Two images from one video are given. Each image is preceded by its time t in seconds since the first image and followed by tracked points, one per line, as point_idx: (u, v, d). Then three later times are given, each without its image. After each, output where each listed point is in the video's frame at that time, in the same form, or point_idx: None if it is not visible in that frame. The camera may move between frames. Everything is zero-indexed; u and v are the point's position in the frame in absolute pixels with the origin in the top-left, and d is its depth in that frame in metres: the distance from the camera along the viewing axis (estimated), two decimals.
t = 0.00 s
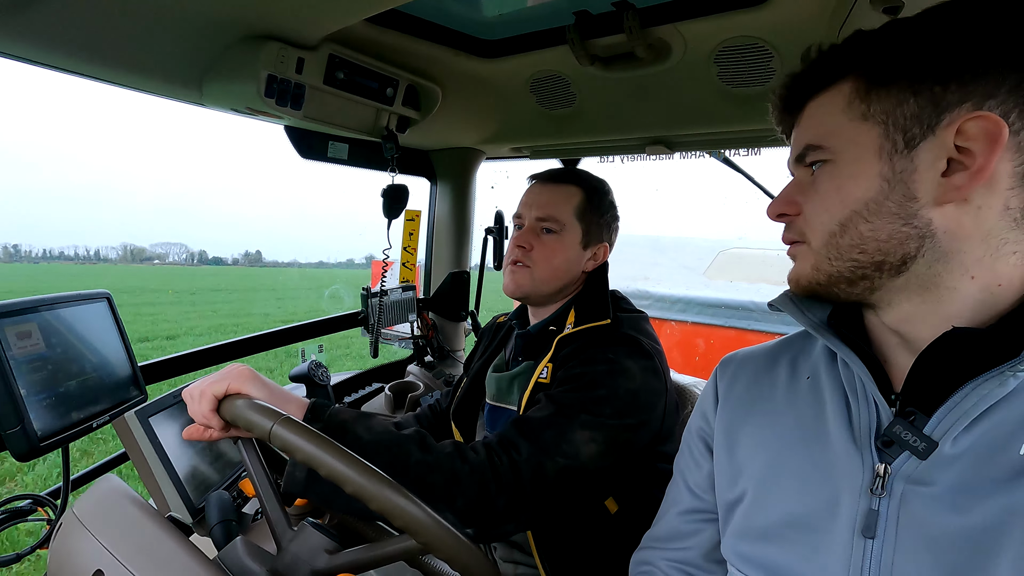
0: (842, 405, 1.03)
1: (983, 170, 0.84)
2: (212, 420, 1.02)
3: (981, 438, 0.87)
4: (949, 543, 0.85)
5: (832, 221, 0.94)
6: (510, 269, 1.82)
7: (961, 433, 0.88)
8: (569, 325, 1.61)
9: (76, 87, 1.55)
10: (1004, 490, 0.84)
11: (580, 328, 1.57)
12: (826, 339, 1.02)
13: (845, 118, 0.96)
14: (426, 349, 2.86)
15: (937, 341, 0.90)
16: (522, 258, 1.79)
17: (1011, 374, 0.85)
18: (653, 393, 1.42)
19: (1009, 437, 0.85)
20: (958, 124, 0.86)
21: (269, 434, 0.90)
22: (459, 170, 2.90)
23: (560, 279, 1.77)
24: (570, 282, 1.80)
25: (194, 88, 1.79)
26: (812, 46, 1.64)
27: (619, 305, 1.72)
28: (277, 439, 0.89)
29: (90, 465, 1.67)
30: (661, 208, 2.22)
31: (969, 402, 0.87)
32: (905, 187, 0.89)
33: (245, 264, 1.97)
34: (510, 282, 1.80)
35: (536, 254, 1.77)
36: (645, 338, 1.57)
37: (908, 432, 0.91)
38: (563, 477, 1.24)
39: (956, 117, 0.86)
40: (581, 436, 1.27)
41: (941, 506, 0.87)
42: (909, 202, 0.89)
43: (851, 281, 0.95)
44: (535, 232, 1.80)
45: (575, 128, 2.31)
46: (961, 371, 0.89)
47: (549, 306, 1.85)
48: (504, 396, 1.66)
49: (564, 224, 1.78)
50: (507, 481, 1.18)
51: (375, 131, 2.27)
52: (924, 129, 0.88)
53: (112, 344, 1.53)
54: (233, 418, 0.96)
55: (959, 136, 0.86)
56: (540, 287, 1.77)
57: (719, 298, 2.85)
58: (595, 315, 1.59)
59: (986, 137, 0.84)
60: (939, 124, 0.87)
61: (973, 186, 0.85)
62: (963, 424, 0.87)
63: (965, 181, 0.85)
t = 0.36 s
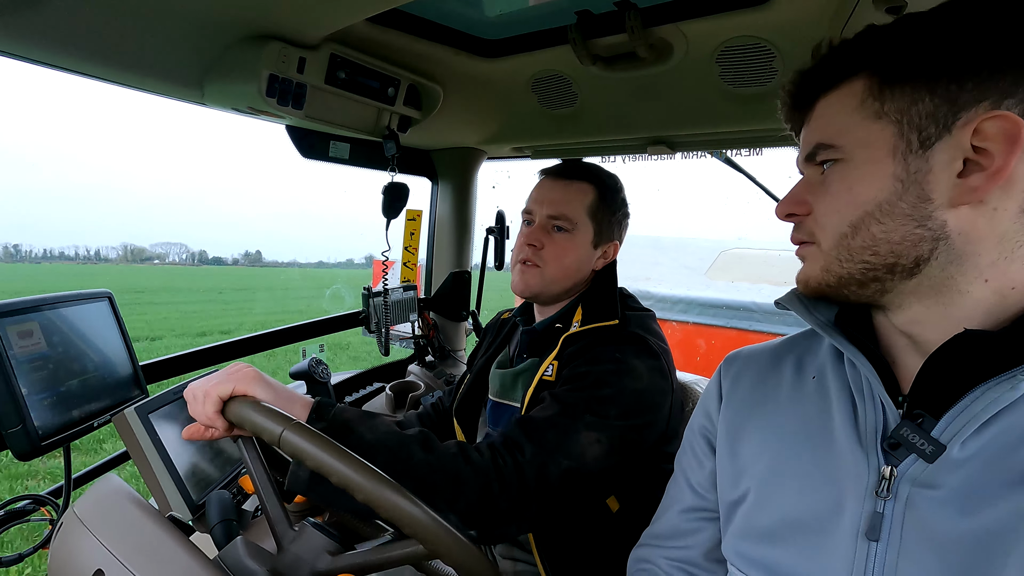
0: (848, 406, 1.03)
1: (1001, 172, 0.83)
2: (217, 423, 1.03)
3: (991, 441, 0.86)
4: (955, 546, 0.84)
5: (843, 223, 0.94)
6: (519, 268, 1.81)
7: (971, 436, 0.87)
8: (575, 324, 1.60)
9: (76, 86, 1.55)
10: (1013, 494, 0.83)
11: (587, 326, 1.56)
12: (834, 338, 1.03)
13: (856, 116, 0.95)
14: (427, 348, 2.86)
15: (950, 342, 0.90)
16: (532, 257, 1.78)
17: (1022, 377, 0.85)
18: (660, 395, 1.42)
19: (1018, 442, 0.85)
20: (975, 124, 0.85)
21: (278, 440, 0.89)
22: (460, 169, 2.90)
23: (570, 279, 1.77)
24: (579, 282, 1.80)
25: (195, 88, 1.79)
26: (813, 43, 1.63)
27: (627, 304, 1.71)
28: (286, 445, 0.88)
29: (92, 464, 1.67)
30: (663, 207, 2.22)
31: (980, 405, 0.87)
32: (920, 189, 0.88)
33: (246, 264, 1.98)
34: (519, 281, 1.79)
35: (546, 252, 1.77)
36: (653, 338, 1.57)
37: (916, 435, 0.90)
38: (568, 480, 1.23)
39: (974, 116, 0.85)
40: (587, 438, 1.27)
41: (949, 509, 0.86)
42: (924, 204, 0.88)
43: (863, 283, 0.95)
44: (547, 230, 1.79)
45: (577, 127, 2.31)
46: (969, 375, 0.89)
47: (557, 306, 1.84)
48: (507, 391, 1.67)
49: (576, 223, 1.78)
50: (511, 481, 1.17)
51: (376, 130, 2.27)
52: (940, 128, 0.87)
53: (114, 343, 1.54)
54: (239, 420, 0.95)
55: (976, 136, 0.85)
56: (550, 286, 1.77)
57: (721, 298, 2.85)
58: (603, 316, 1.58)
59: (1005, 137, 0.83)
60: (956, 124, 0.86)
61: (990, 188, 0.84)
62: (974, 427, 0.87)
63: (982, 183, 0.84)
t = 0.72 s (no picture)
0: (847, 410, 1.03)
1: (1001, 177, 0.83)
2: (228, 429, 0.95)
3: (990, 447, 0.87)
4: (953, 551, 0.84)
5: (843, 228, 0.94)
6: (517, 277, 1.80)
7: (969, 441, 0.87)
8: (577, 333, 1.60)
9: (76, 87, 1.55)
10: (1011, 499, 0.83)
11: (588, 335, 1.56)
12: (833, 342, 1.03)
13: (855, 121, 0.95)
14: (426, 350, 2.85)
15: (950, 346, 0.90)
16: (530, 266, 1.78)
17: (1021, 383, 0.85)
18: (661, 403, 1.42)
19: (1017, 447, 0.85)
20: (976, 128, 0.85)
21: (303, 460, 0.84)
22: (460, 171, 2.90)
23: (569, 287, 1.77)
24: (578, 290, 1.80)
25: (195, 89, 1.79)
26: (812, 45, 1.63)
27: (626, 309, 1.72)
28: (313, 466, 0.83)
29: (91, 465, 1.67)
30: (662, 210, 2.22)
31: (979, 410, 0.87)
32: (919, 195, 0.89)
33: (248, 263, 2.00)
34: (518, 290, 1.79)
35: (545, 261, 1.77)
36: (653, 345, 1.57)
37: (914, 440, 0.90)
38: (574, 490, 1.23)
39: (974, 121, 0.85)
40: (591, 447, 1.27)
41: (947, 514, 0.86)
42: (923, 210, 0.88)
43: (862, 288, 0.95)
44: (544, 238, 1.79)
45: (576, 129, 2.31)
46: (970, 381, 0.89)
47: (556, 314, 1.84)
48: (507, 399, 1.67)
49: (574, 231, 1.78)
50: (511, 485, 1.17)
51: (376, 132, 2.27)
52: (939, 134, 0.88)
53: (113, 344, 1.54)
54: (255, 433, 0.89)
55: (976, 142, 0.85)
56: (549, 295, 1.77)
57: (720, 300, 2.86)
58: (604, 324, 1.57)
59: (1005, 143, 0.83)
60: (956, 129, 0.86)
61: (989, 194, 0.84)
62: (972, 432, 0.87)
63: (982, 189, 0.84)
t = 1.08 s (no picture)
0: (851, 409, 1.03)
1: (1009, 172, 0.83)
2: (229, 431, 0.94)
3: (996, 446, 0.86)
4: (957, 550, 0.84)
5: (849, 223, 0.94)
6: (522, 274, 1.80)
7: (975, 440, 0.87)
8: (579, 331, 1.60)
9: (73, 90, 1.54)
10: (1016, 498, 0.83)
11: (590, 333, 1.55)
12: (835, 340, 1.03)
13: (860, 117, 0.95)
14: (426, 351, 2.85)
15: (957, 342, 0.90)
16: (535, 263, 1.78)
17: None
18: (665, 403, 1.42)
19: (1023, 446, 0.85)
20: (984, 123, 0.85)
21: (304, 461, 0.84)
22: (459, 172, 2.90)
23: (573, 286, 1.77)
24: (581, 289, 1.80)
25: (193, 91, 1.78)
26: (810, 44, 1.63)
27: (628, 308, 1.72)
28: (313, 467, 0.83)
29: (91, 468, 1.67)
30: (662, 209, 2.22)
31: (985, 409, 0.87)
32: (927, 190, 0.88)
33: (249, 263, 1.98)
34: (522, 287, 1.79)
35: (549, 259, 1.76)
36: (657, 344, 1.57)
37: (920, 438, 0.90)
38: (579, 489, 1.23)
39: (982, 116, 0.85)
40: (595, 445, 1.27)
41: (952, 513, 0.86)
42: (931, 205, 0.88)
43: (868, 284, 0.95)
44: (549, 236, 1.79)
45: (574, 129, 2.31)
46: (975, 377, 0.89)
47: (559, 313, 1.84)
48: (510, 397, 1.66)
49: (580, 230, 1.78)
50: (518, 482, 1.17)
51: (374, 133, 2.27)
52: (947, 129, 0.87)
53: (113, 347, 1.54)
54: (256, 435, 0.89)
55: (984, 137, 0.85)
56: (553, 293, 1.77)
57: (720, 299, 2.86)
58: (607, 323, 1.57)
59: (1013, 137, 0.83)
60: (964, 124, 0.86)
61: (998, 189, 0.84)
62: (978, 431, 0.87)
63: (989, 184, 0.84)
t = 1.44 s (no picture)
0: (846, 405, 1.02)
1: (995, 169, 0.83)
2: (241, 434, 0.92)
3: (988, 439, 0.86)
4: (954, 545, 0.84)
5: (839, 223, 0.94)
6: (511, 276, 1.80)
7: (967, 434, 0.87)
8: (573, 328, 1.60)
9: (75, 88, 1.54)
10: (1009, 490, 0.83)
11: (585, 330, 1.55)
12: (830, 338, 1.03)
13: (846, 117, 0.95)
14: (427, 350, 2.85)
15: (945, 339, 0.90)
16: (523, 264, 1.78)
17: (1018, 374, 0.85)
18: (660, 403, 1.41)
19: (1015, 438, 0.85)
20: (968, 121, 0.85)
21: (325, 468, 0.82)
22: (459, 170, 2.90)
23: (564, 283, 1.77)
24: (572, 285, 1.79)
25: (193, 89, 1.78)
26: (810, 42, 1.63)
27: (621, 304, 1.72)
28: (335, 475, 0.82)
29: (91, 467, 1.67)
30: (661, 208, 2.22)
31: (977, 402, 0.87)
32: (915, 188, 0.88)
33: (252, 263, 2.00)
34: (512, 289, 1.79)
35: (536, 258, 1.76)
36: (650, 339, 1.57)
37: (914, 433, 0.90)
38: (581, 489, 1.24)
39: (966, 114, 0.85)
40: (593, 445, 1.27)
41: (946, 508, 0.86)
42: (918, 203, 0.88)
43: (859, 283, 0.95)
44: (536, 235, 1.79)
45: (574, 127, 2.31)
46: (965, 373, 0.89)
47: (553, 311, 1.84)
48: (506, 398, 1.67)
49: (565, 226, 1.77)
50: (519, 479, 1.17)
51: (375, 131, 2.27)
52: (932, 127, 0.87)
53: (114, 346, 1.54)
54: (271, 440, 0.87)
55: (969, 134, 0.85)
56: (544, 292, 1.77)
57: (721, 298, 2.86)
58: (598, 320, 1.57)
59: (997, 135, 0.83)
60: (948, 122, 0.86)
61: (985, 185, 0.84)
62: (970, 425, 0.87)
63: (976, 181, 0.84)
